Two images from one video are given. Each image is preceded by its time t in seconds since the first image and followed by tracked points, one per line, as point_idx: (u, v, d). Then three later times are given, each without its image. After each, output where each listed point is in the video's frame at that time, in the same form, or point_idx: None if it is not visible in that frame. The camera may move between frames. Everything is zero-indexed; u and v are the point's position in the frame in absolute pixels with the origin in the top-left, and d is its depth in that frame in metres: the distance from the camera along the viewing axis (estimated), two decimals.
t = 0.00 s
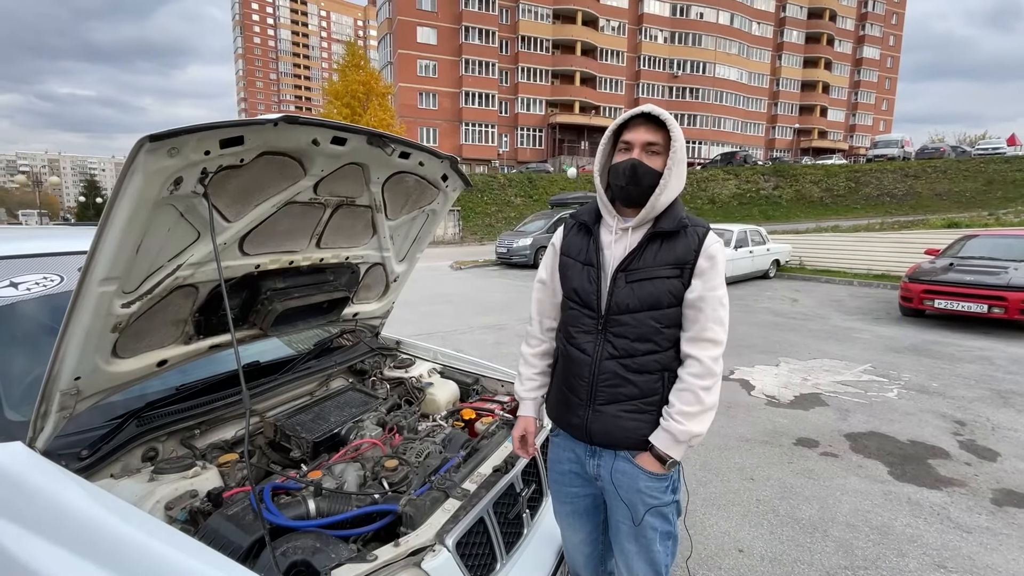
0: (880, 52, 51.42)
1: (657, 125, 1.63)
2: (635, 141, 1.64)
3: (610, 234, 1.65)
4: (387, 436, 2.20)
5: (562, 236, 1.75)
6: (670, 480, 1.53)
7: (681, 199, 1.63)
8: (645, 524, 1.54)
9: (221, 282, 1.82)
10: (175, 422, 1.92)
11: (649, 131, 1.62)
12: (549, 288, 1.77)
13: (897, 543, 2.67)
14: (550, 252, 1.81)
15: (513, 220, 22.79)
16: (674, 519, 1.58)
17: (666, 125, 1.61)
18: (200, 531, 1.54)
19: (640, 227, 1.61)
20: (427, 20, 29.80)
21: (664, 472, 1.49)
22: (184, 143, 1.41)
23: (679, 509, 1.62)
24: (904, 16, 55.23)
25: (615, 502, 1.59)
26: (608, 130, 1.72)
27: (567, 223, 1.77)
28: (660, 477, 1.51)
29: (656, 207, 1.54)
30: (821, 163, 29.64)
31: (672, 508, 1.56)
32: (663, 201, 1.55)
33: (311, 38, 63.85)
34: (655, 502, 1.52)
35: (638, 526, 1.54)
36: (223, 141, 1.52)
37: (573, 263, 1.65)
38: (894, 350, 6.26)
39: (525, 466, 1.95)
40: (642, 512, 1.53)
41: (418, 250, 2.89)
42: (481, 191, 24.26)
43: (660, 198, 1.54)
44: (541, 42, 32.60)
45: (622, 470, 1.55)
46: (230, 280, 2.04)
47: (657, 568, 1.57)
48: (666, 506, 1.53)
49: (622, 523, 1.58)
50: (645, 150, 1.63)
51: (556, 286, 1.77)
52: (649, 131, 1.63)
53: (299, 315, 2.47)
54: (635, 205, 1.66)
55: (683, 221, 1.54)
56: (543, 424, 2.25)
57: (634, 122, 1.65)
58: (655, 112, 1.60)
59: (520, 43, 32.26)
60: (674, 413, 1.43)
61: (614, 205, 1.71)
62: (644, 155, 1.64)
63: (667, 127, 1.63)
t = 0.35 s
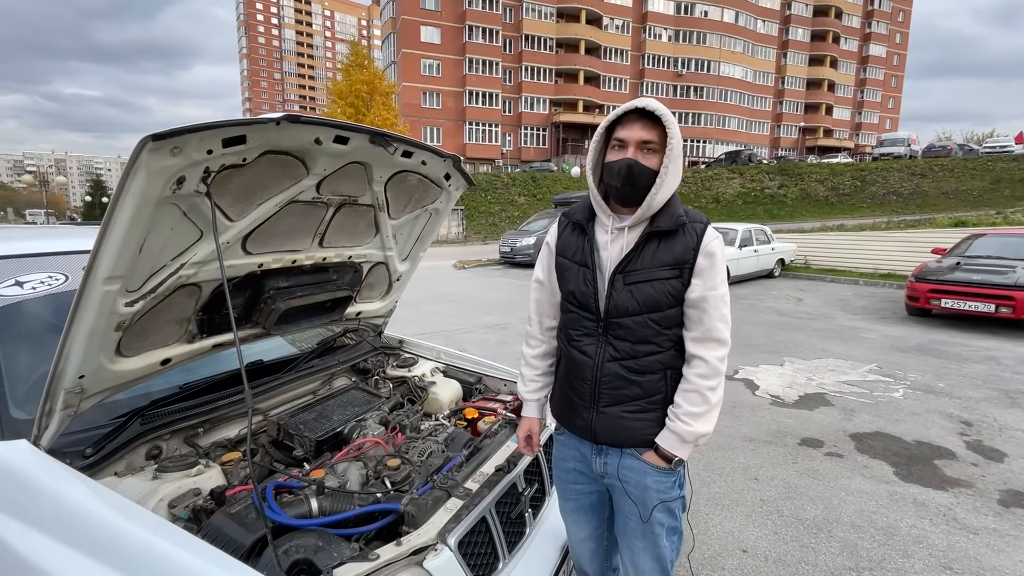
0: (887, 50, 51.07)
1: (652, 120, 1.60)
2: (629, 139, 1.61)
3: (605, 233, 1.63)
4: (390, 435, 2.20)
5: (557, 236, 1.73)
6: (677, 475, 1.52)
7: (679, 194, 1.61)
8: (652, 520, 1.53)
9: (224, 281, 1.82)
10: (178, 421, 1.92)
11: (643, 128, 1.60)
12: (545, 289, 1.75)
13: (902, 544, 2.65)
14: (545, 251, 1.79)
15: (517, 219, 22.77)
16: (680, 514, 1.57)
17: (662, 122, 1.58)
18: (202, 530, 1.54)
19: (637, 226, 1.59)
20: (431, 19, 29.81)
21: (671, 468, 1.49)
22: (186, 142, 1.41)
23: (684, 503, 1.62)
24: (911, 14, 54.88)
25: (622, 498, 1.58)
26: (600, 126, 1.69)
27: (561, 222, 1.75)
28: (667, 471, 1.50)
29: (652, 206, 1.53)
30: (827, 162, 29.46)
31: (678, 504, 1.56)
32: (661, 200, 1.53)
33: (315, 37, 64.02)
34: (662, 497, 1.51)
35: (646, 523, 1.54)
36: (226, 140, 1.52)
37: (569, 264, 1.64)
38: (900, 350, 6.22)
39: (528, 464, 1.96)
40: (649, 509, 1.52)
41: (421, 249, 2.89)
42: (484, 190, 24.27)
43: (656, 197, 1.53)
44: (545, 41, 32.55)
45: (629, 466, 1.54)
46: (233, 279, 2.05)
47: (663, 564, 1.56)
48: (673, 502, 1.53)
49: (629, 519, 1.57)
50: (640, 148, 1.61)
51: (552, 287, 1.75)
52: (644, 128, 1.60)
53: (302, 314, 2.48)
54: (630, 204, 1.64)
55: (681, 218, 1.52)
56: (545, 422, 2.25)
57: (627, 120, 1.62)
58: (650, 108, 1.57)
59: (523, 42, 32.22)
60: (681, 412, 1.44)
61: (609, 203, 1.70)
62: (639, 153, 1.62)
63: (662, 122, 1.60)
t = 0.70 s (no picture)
0: (894, 47, 50.69)
1: (648, 117, 1.60)
2: (626, 137, 1.61)
3: (605, 233, 1.63)
4: (393, 433, 2.21)
5: (555, 238, 1.72)
6: (693, 473, 1.53)
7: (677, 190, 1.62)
8: (670, 520, 1.53)
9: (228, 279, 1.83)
10: (183, 418, 1.93)
11: (639, 125, 1.59)
12: (547, 293, 1.74)
13: (908, 544, 2.63)
14: (541, 254, 1.79)
15: (521, 218, 22.75)
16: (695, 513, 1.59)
17: (659, 119, 1.58)
18: (207, 526, 1.55)
19: (639, 225, 1.59)
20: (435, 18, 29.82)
21: (688, 465, 1.50)
22: (191, 141, 1.42)
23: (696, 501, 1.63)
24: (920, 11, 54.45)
25: (638, 499, 1.58)
26: (595, 124, 1.68)
27: (556, 224, 1.74)
28: (684, 470, 1.51)
29: (653, 204, 1.53)
30: (832, 160, 29.29)
31: (694, 503, 1.57)
32: (662, 196, 1.53)
33: (320, 37, 64.16)
34: (680, 495, 1.52)
35: (663, 523, 1.54)
36: (230, 140, 1.53)
37: (572, 266, 1.63)
38: (907, 349, 6.18)
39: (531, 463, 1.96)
40: (666, 509, 1.52)
41: (425, 248, 2.89)
42: (488, 189, 24.27)
43: (657, 194, 1.52)
44: (549, 40, 32.50)
45: (645, 466, 1.54)
46: (237, 278, 2.06)
47: (679, 563, 1.57)
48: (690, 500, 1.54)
49: (645, 519, 1.57)
50: (638, 145, 1.61)
51: (553, 290, 1.74)
52: (640, 125, 1.59)
53: (306, 313, 2.49)
54: (632, 203, 1.63)
55: (682, 214, 1.53)
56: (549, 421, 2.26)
57: (624, 118, 1.61)
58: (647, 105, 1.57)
59: (527, 41, 32.19)
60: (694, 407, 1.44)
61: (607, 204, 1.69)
62: (637, 151, 1.61)
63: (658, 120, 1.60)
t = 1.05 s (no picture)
0: (907, 42, 50.03)
1: (645, 110, 1.54)
2: (626, 136, 1.58)
3: (627, 229, 1.61)
4: (400, 430, 2.21)
5: (584, 233, 1.74)
6: (691, 490, 1.47)
7: (701, 176, 1.51)
8: (659, 534, 1.50)
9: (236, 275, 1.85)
10: (191, 413, 1.95)
11: (637, 121, 1.55)
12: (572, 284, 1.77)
13: (917, 544, 2.61)
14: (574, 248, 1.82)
15: (528, 215, 22.74)
16: (693, 532, 1.54)
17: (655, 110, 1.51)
18: (215, 520, 1.57)
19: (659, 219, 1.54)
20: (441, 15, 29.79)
21: (686, 481, 1.43)
22: (199, 138, 1.43)
23: (701, 521, 1.56)
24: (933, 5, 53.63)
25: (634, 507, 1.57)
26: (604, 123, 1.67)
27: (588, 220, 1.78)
28: (682, 485, 1.45)
29: (668, 198, 1.46)
30: (842, 156, 28.97)
31: (692, 520, 1.52)
32: (676, 188, 1.45)
33: (327, 35, 64.30)
34: (673, 511, 1.47)
35: (652, 536, 1.52)
36: (238, 136, 1.53)
37: (593, 260, 1.63)
38: (917, 347, 6.12)
39: (538, 461, 1.95)
40: (658, 522, 1.49)
41: (431, 245, 2.90)
42: (494, 186, 24.25)
43: (671, 187, 1.44)
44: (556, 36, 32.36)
45: (640, 473, 1.53)
46: (245, 274, 2.07)
47: None
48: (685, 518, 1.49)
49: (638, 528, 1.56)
50: (638, 141, 1.56)
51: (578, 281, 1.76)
52: (638, 120, 1.55)
53: (313, 309, 2.51)
54: (647, 197, 1.60)
55: (702, 205, 1.45)
56: (557, 420, 2.25)
57: (627, 111, 1.58)
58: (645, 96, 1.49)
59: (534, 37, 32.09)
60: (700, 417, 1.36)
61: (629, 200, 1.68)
62: (640, 147, 1.57)
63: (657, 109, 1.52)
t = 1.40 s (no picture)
0: (907, 41, 49.95)
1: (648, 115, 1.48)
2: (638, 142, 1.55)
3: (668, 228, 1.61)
4: (400, 429, 2.21)
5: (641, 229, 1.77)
6: (697, 508, 1.43)
7: (726, 170, 1.40)
8: (660, 545, 1.51)
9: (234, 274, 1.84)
10: (191, 412, 1.95)
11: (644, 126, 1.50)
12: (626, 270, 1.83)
13: (919, 544, 2.60)
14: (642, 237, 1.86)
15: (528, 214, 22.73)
16: (703, 553, 1.47)
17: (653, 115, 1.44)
18: (215, 519, 1.56)
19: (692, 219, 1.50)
20: (441, 14, 29.73)
21: (686, 499, 1.42)
22: (198, 135, 1.42)
23: (717, 548, 1.48)
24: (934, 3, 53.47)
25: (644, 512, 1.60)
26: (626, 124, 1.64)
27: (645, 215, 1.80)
28: (682, 501, 1.43)
29: (688, 202, 1.42)
30: (843, 155, 28.91)
31: (702, 540, 1.46)
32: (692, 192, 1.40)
33: (327, 33, 64.20)
34: (674, 525, 1.47)
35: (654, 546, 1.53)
36: (236, 134, 1.52)
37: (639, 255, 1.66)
38: (917, 347, 6.11)
39: (539, 461, 1.94)
40: (659, 532, 1.51)
41: (431, 243, 2.89)
42: (495, 184, 24.24)
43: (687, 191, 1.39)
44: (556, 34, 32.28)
45: (648, 479, 1.57)
46: (245, 273, 2.07)
47: None
48: (691, 534, 1.45)
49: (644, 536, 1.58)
50: (649, 146, 1.52)
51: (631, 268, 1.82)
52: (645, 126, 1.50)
53: (312, 308, 2.51)
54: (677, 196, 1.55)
55: (724, 206, 1.37)
56: (558, 419, 2.25)
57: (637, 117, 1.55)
58: (646, 103, 1.44)
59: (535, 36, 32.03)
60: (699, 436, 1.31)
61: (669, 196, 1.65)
62: (651, 151, 1.52)
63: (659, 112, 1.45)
